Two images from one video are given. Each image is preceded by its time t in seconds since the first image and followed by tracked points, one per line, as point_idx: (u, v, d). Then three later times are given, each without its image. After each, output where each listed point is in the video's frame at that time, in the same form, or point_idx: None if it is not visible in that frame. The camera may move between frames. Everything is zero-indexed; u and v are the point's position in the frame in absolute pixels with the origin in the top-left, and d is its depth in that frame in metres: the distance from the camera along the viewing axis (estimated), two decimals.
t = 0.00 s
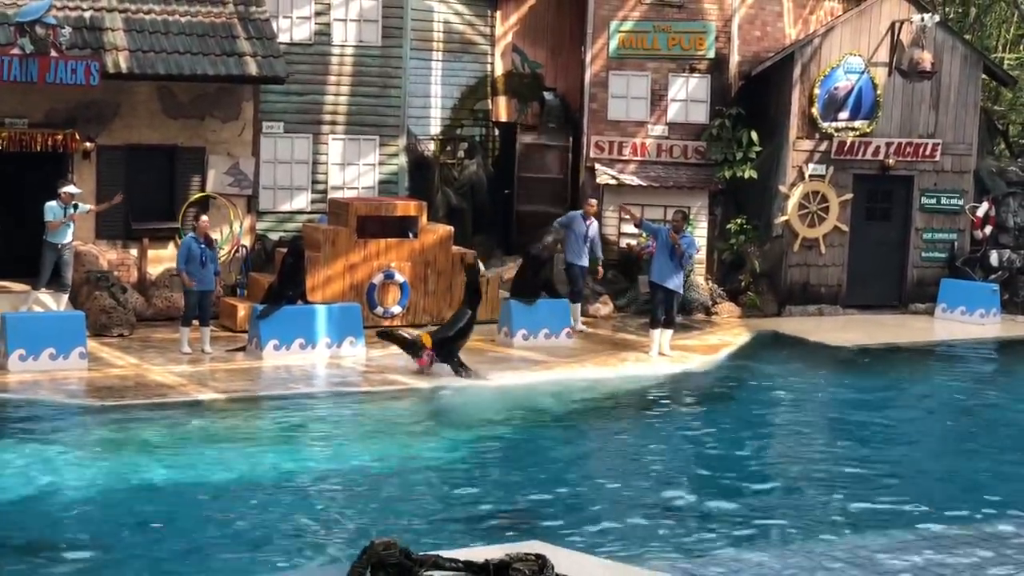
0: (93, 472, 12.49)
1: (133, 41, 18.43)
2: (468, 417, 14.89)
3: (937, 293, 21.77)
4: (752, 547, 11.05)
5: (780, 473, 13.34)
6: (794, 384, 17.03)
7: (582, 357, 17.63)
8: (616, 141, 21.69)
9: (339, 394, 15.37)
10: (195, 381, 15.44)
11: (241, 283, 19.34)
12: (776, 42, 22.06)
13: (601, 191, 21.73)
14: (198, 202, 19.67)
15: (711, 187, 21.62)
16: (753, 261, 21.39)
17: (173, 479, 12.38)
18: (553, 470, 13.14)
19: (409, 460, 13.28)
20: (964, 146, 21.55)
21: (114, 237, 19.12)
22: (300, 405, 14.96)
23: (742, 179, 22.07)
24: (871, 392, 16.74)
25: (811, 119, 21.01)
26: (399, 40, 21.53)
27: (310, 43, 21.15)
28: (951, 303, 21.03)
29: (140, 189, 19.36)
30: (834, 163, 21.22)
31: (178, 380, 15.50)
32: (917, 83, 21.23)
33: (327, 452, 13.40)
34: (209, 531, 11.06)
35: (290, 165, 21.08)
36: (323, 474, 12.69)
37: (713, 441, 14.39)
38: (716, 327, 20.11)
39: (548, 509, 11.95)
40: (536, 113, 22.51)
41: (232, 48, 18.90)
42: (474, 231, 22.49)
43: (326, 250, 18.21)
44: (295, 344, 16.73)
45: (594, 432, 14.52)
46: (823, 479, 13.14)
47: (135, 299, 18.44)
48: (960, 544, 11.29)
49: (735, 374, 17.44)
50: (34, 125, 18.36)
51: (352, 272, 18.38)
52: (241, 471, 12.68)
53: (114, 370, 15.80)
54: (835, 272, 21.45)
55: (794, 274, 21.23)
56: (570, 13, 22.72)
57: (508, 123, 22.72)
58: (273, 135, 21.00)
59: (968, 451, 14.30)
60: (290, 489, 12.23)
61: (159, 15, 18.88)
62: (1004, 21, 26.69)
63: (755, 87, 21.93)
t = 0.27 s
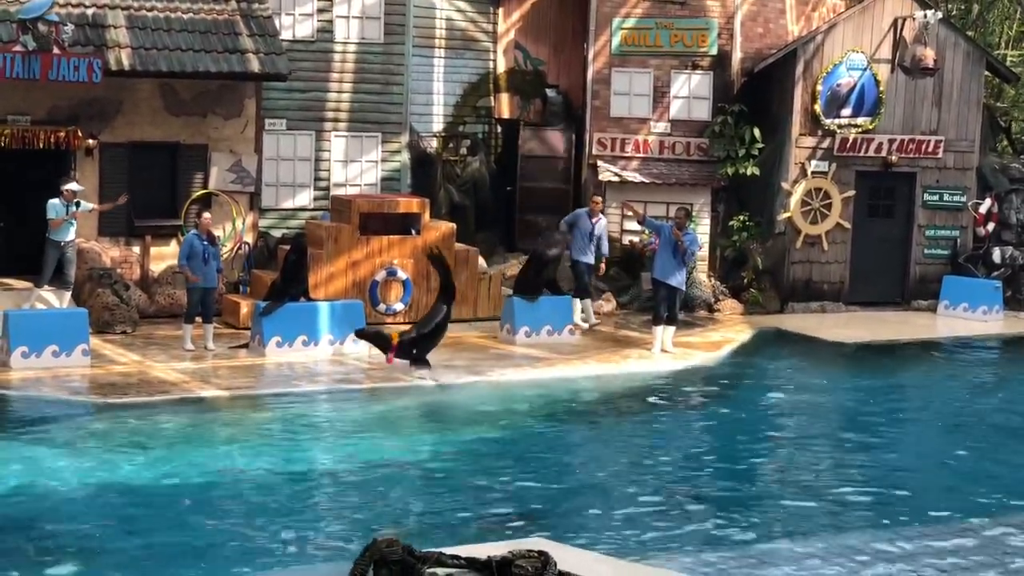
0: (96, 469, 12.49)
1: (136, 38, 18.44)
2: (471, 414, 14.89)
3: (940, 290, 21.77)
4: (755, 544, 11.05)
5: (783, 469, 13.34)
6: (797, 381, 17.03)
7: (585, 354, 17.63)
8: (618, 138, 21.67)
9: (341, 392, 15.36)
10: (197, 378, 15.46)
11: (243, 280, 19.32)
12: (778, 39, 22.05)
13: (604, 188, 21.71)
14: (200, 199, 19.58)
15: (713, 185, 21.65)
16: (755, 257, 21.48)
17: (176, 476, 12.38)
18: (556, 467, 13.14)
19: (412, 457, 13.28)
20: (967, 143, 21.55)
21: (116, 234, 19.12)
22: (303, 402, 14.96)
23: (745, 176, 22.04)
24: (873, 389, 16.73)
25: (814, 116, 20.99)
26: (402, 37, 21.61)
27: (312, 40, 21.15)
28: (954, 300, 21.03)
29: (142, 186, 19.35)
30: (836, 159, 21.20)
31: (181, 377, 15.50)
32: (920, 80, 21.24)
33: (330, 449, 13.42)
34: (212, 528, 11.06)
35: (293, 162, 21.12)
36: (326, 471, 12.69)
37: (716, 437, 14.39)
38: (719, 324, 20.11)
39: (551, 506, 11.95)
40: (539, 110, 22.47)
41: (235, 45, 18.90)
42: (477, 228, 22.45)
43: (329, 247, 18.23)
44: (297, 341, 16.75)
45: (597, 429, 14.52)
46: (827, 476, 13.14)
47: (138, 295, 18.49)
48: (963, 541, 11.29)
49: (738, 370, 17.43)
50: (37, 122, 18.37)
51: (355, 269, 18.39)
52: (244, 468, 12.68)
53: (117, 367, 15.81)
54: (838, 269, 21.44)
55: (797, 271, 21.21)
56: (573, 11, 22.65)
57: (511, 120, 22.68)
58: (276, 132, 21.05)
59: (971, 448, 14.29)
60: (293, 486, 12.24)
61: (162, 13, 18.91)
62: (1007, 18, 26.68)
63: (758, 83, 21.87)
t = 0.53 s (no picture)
0: (98, 468, 12.50)
1: (138, 37, 18.43)
2: (473, 413, 14.89)
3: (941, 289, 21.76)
4: (756, 544, 11.05)
5: (784, 469, 13.34)
6: (798, 380, 17.03)
7: (587, 354, 17.62)
8: (620, 137, 21.69)
9: (343, 391, 15.36)
10: (199, 378, 15.46)
11: (244, 279, 19.30)
12: (780, 38, 22.04)
13: (606, 187, 21.67)
14: (201, 199, 19.61)
15: (715, 184, 21.59)
16: (756, 257, 21.47)
17: (178, 475, 12.39)
18: (558, 467, 13.13)
19: (414, 456, 13.28)
20: (968, 142, 21.54)
21: (118, 233, 19.11)
22: (304, 402, 14.96)
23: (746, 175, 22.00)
24: (875, 388, 16.72)
25: (816, 116, 20.99)
26: (403, 36, 21.58)
27: (314, 39, 21.15)
28: (955, 299, 21.03)
29: (144, 186, 19.35)
30: (838, 159, 21.20)
31: (182, 376, 15.50)
32: (921, 79, 21.23)
33: (332, 449, 13.42)
34: (213, 528, 11.06)
35: (294, 162, 21.11)
36: (328, 471, 12.69)
37: (718, 437, 14.39)
38: (720, 323, 20.10)
39: (552, 506, 11.95)
40: (540, 109, 22.66)
41: (236, 45, 18.88)
42: (478, 227, 22.54)
43: (330, 247, 18.23)
44: (299, 340, 16.77)
45: (599, 428, 14.52)
46: (828, 475, 13.14)
47: (139, 294, 18.54)
48: (965, 541, 11.28)
49: (740, 370, 17.43)
50: (39, 122, 18.38)
51: (356, 269, 18.40)
52: (245, 467, 12.69)
53: (118, 366, 15.81)
54: (839, 268, 21.44)
55: (798, 270, 21.22)
56: (574, 9, 22.70)
57: (512, 119, 22.81)
58: (277, 131, 21.01)
59: (973, 447, 14.28)
60: (294, 486, 12.23)
61: (163, 12, 18.91)
62: (1009, 17, 26.66)
63: (759, 83, 21.85)
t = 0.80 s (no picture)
0: (99, 469, 12.50)
1: (139, 39, 18.44)
2: (474, 414, 14.90)
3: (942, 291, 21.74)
4: (758, 545, 11.05)
5: (785, 470, 13.34)
6: (799, 381, 17.04)
7: (587, 355, 17.61)
8: (621, 138, 21.69)
9: (344, 392, 15.36)
10: (200, 379, 15.46)
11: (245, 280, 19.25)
12: (780, 39, 22.05)
13: (606, 188, 21.72)
14: (202, 200, 19.64)
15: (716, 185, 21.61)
16: (758, 258, 21.54)
17: (179, 477, 12.39)
18: (558, 468, 13.13)
19: (415, 457, 13.28)
20: (969, 143, 21.53)
21: (119, 234, 19.13)
22: (306, 403, 14.96)
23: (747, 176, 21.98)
24: (876, 389, 16.72)
25: (816, 117, 21.00)
26: (404, 38, 21.58)
27: (314, 41, 21.18)
28: (956, 300, 21.02)
29: (145, 187, 19.36)
30: (839, 160, 21.19)
31: (183, 377, 15.50)
32: (922, 80, 21.21)
33: (332, 450, 13.41)
34: (215, 529, 11.06)
35: (294, 163, 21.13)
36: (329, 472, 12.70)
37: (719, 438, 14.39)
38: (721, 325, 20.09)
39: (554, 507, 11.95)
40: (540, 110, 22.66)
41: (237, 46, 18.89)
42: (478, 228, 22.51)
43: (331, 248, 18.21)
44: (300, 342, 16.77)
45: (600, 429, 14.52)
46: (828, 476, 13.14)
47: (140, 297, 18.44)
48: (965, 542, 11.28)
49: (740, 371, 17.43)
50: (40, 123, 18.38)
51: (357, 270, 18.40)
52: (247, 468, 12.69)
53: (119, 368, 15.82)
54: (841, 269, 21.43)
55: (799, 272, 21.24)
56: (574, 8, 22.69)
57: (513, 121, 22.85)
58: (279, 133, 21.07)
59: (974, 448, 14.28)
60: (296, 487, 12.24)
61: (164, 14, 18.92)
62: (1010, 18, 26.64)
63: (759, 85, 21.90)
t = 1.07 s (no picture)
0: (100, 471, 12.51)
1: (140, 41, 18.45)
2: (475, 416, 14.91)
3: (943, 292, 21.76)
4: (759, 547, 11.06)
5: (786, 472, 13.35)
6: (800, 383, 17.05)
7: (588, 357, 17.61)
8: (622, 140, 21.69)
9: (346, 393, 15.37)
10: (202, 381, 15.47)
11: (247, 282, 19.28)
12: (782, 41, 22.04)
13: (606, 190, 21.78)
14: (204, 202, 19.66)
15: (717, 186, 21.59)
16: (759, 260, 21.46)
17: (181, 478, 12.40)
18: (559, 469, 13.14)
19: (416, 459, 13.29)
20: (970, 144, 21.54)
21: (121, 236, 19.15)
22: (307, 404, 14.98)
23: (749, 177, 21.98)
24: (877, 391, 16.73)
25: (817, 119, 21.01)
26: (405, 39, 21.57)
27: (316, 42, 21.18)
28: (957, 302, 21.02)
29: (146, 189, 19.38)
30: (840, 161, 21.21)
31: (185, 379, 15.52)
32: (924, 81, 21.21)
33: (334, 452, 13.42)
34: (216, 530, 11.07)
35: (296, 165, 21.09)
36: (330, 474, 12.71)
37: (720, 440, 14.40)
38: (722, 326, 20.11)
39: (555, 509, 11.96)
40: (541, 112, 22.74)
41: (239, 48, 18.90)
42: (480, 229, 22.61)
43: (332, 250, 18.25)
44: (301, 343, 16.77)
45: (601, 431, 14.53)
46: (829, 478, 13.14)
47: (141, 299, 18.42)
48: (966, 543, 11.29)
49: (741, 373, 17.45)
50: (42, 125, 18.40)
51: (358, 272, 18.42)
52: (248, 470, 12.70)
53: (121, 369, 15.83)
54: (842, 271, 21.44)
55: (800, 273, 21.25)
56: (575, 9, 22.75)
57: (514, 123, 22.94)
58: (280, 134, 21.02)
59: (975, 450, 14.29)
60: (297, 488, 12.25)
61: (166, 15, 18.93)
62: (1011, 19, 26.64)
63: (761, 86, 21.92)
